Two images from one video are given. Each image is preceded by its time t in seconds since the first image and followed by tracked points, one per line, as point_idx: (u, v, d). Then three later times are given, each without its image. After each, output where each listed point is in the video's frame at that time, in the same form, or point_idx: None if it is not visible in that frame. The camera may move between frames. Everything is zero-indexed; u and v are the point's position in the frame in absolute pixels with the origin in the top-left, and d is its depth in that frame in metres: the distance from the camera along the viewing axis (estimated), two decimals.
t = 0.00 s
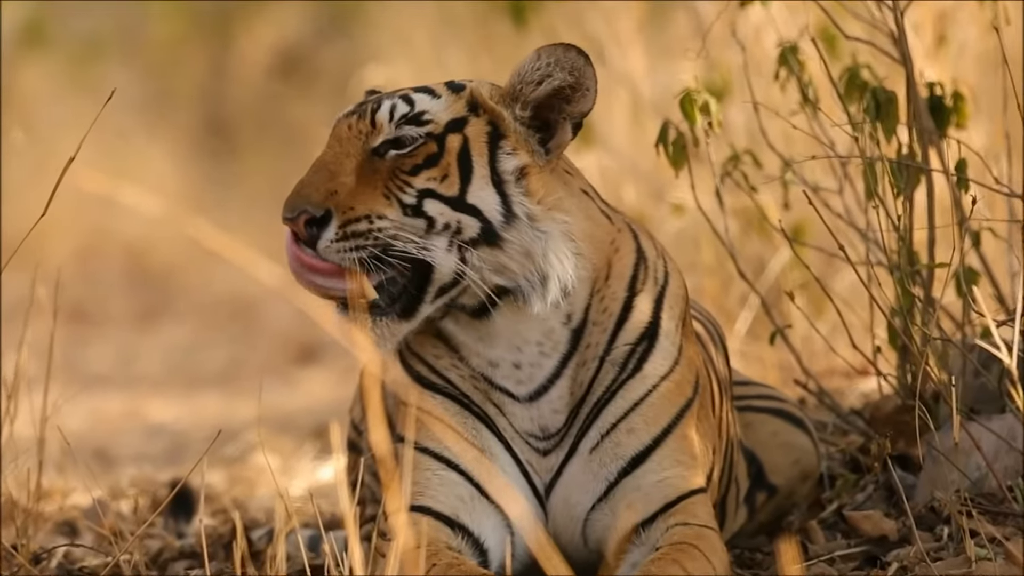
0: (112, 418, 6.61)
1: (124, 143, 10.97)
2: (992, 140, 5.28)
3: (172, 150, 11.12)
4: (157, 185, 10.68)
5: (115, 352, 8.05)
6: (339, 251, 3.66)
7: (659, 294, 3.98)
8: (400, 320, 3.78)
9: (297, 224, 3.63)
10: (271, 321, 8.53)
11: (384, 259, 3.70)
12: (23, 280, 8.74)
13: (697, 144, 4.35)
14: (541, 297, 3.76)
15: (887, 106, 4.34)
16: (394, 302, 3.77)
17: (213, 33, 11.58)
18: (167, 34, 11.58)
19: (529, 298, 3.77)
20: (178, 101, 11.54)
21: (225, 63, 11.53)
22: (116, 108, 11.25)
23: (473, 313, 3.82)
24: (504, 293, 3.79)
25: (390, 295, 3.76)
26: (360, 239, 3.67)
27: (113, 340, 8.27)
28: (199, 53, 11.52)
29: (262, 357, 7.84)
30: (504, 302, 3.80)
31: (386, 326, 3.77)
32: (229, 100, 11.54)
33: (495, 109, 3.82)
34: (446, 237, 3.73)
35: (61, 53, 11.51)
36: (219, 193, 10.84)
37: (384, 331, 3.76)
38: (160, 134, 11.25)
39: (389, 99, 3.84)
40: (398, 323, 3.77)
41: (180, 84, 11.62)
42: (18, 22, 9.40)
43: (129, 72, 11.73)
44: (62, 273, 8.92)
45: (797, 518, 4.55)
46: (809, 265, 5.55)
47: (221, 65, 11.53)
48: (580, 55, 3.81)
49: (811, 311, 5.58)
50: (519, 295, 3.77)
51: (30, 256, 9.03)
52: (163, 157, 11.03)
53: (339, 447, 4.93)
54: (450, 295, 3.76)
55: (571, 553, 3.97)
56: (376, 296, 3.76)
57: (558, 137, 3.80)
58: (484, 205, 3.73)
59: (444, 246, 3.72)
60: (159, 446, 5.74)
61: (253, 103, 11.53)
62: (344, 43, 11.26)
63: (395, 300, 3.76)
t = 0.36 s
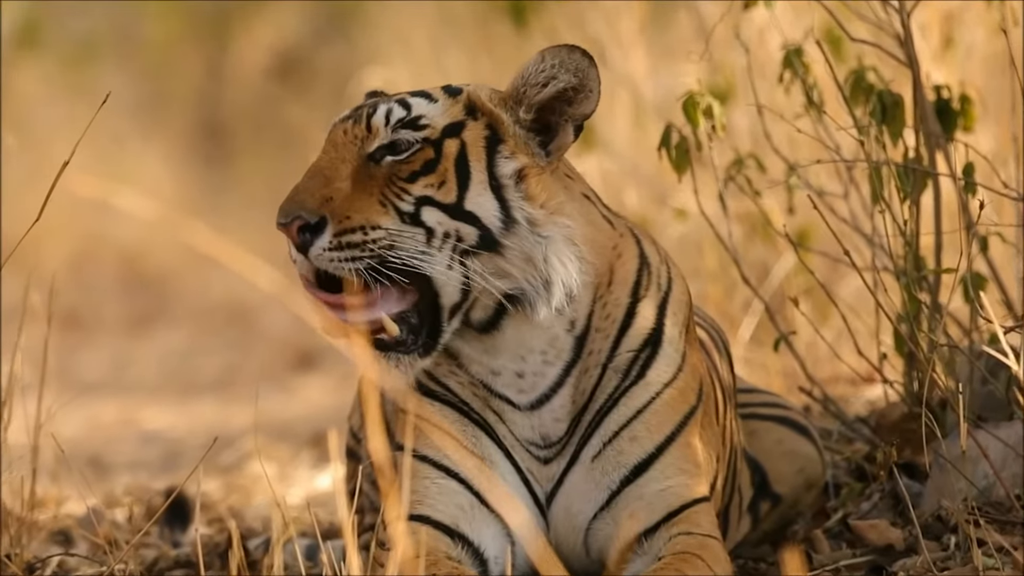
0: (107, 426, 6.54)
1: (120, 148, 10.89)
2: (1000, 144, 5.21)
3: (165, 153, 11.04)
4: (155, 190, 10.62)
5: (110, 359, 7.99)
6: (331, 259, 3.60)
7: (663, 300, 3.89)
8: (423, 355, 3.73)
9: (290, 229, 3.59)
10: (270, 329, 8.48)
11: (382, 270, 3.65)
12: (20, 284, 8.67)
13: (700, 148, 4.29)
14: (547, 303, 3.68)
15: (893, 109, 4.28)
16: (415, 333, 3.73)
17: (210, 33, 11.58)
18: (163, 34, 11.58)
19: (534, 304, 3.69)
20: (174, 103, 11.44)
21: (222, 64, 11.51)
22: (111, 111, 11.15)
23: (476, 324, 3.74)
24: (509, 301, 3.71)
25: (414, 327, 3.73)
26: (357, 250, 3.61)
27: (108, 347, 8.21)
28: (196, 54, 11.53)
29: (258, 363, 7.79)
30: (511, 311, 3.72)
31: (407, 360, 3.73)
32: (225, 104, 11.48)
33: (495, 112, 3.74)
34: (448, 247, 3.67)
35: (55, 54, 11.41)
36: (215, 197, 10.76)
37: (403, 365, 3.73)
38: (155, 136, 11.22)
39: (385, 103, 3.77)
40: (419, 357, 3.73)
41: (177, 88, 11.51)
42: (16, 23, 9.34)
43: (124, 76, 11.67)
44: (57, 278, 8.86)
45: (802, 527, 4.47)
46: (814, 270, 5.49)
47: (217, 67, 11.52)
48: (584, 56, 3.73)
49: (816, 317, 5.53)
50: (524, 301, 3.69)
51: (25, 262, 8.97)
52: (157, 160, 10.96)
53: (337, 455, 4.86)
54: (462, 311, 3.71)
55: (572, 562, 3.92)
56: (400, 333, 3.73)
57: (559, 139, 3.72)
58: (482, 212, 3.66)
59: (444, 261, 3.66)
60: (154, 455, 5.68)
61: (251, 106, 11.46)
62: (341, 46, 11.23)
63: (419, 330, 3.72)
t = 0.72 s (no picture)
0: (103, 429, 6.48)
1: (117, 147, 10.88)
2: (1007, 142, 5.14)
3: (162, 153, 11.04)
4: (152, 191, 10.55)
5: (106, 362, 7.92)
6: (329, 256, 3.52)
7: (667, 300, 3.83)
8: (431, 360, 3.65)
9: (289, 224, 3.50)
10: (267, 331, 8.41)
11: (381, 269, 3.58)
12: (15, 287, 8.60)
13: (705, 146, 4.22)
14: (550, 303, 3.61)
15: (899, 107, 4.20)
16: (421, 338, 3.66)
17: (205, 34, 11.37)
18: (158, 34, 11.40)
19: (538, 304, 3.63)
20: (172, 104, 11.44)
21: (220, 64, 11.36)
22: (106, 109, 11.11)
23: (479, 326, 3.68)
24: (514, 301, 3.65)
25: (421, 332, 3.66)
26: (356, 246, 3.54)
27: (103, 349, 8.14)
28: (193, 57, 11.35)
29: (256, 365, 7.72)
30: (514, 313, 3.66)
31: (415, 366, 3.65)
32: (222, 103, 11.47)
33: (500, 108, 3.67)
34: (451, 246, 3.61)
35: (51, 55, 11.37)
36: (212, 199, 10.74)
37: (411, 371, 3.65)
38: (153, 138, 11.23)
39: (387, 97, 3.70)
40: (427, 362, 3.65)
41: (175, 90, 11.45)
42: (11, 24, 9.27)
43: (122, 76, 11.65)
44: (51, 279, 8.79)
45: (807, 532, 4.42)
46: (819, 271, 5.42)
47: (215, 69, 11.40)
48: (594, 52, 3.67)
49: (821, 318, 5.46)
50: (528, 301, 3.64)
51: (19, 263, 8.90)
52: (155, 160, 10.94)
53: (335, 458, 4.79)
54: (466, 311, 3.65)
55: (574, 566, 3.85)
56: (408, 340, 3.65)
57: (565, 136, 3.67)
58: (485, 210, 3.59)
59: (446, 260, 3.60)
60: (150, 459, 5.61)
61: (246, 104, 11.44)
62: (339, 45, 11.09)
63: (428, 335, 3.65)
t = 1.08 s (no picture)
0: (98, 434, 6.43)
1: (110, 151, 10.89)
2: (1012, 144, 5.08)
3: (155, 154, 11.02)
4: (147, 194, 10.49)
5: (101, 366, 7.87)
6: (328, 258, 3.46)
7: (671, 306, 3.77)
8: (434, 366, 3.60)
9: (288, 224, 3.45)
10: (265, 335, 8.36)
11: (383, 272, 3.51)
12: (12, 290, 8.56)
13: (707, 149, 4.17)
14: (552, 308, 3.56)
15: (904, 108, 4.16)
16: (424, 345, 3.60)
17: (201, 34, 11.31)
18: (152, 34, 11.39)
19: (540, 309, 3.57)
20: (167, 104, 11.41)
21: (215, 65, 11.30)
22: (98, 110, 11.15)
23: (480, 331, 3.62)
24: (515, 306, 3.59)
25: (423, 338, 3.60)
26: (356, 249, 3.48)
27: (99, 353, 8.09)
28: (188, 57, 11.32)
29: (253, 370, 7.67)
30: (516, 318, 3.61)
31: (418, 373, 3.59)
32: (218, 104, 11.38)
33: (502, 111, 3.61)
34: (452, 250, 3.54)
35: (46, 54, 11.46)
36: (210, 202, 10.69)
37: (415, 378, 3.59)
38: (147, 138, 11.21)
39: (389, 98, 3.64)
40: (431, 369, 3.60)
41: (169, 90, 11.42)
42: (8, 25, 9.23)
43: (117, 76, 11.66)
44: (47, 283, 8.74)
45: (811, 539, 4.36)
46: (824, 275, 5.37)
47: (211, 69, 11.33)
48: (597, 54, 3.60)
49: (826, 323, 5.40)
50: (530, 306, 3.58)
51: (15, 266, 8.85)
52: (149, 161, 10.93)
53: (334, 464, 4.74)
54: (468, 316, 3.59)
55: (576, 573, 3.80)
56: (410, 346, 3.59)
57: (567, 139, 3.60)
58: (486, 214, 3.54)
59: (447, 264, 3.54)
60: (145, 465, 5.56)
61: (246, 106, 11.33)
62: (336, 43, 10.94)
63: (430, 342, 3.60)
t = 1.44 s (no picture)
0: (92, 440, 6.36)
1: (105, 152, 10.92)
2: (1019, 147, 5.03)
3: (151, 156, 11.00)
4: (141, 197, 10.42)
5: (95, 371, 7.81)
6: (322, 254, 3.40)
7: (674, 310, 3.70)
8: (439, 370, 3.54)
9: (283, 220, 3.37)
10: (261, 339, 8.30)
11: (380, 270, 3.44)
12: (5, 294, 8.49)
13: (711, 150, 4.11)
14: (553, 310, 3.50)
15: (910, 110, 4.08)
16: (426, 350, 3.53)
17: (199, 35, 11.25)
18: (152, 34, 11.25)
19: (542, 312, 3.51)
20: (162, 106, 11.35)
21: (211, 66, 11.23)
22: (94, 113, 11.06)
23: (481, 335, 3.56)
24: (515, 309, 3.54)
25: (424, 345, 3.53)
26: (352, 247, 3.41)
27: (93, 358, 8.03)
28: (185, 57, 11.23)
29: (249, 375, 7.61)
30: (517, 322, 3.55)
31: (425, 379, 3.53)
32: (215, 106, 11.29)
33: (503, 110, 3.55)
34: (450, 252, 3.48)
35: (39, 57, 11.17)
36: (205, 209, 10.66)
37: (421, 385, 3.53)
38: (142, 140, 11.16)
39: (389, 95, 3.58)
40: (436, 374, 3.53)
41: (165, 91, 11.37)
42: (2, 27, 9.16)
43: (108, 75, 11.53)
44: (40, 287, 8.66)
45: (816, 547, 4.30)
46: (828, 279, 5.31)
47: (207, 69, 11.27)
48: (600, 55, 3.55)
49: (830, 327, 5.34)
50: (532, 308, 3.52)
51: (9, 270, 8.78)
52: (143, 164, 10.93)
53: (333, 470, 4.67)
54: (468, 320, 3.53)
55: None
56: (413, 352, 3.52)
57: (569, 141, 3.55)
58: (486, 215, 3.47)
59: (445, 265, 3.47)
60: (140, 471, 5.49)
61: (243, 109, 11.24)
62: (335, 44, 10.86)
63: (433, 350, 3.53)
